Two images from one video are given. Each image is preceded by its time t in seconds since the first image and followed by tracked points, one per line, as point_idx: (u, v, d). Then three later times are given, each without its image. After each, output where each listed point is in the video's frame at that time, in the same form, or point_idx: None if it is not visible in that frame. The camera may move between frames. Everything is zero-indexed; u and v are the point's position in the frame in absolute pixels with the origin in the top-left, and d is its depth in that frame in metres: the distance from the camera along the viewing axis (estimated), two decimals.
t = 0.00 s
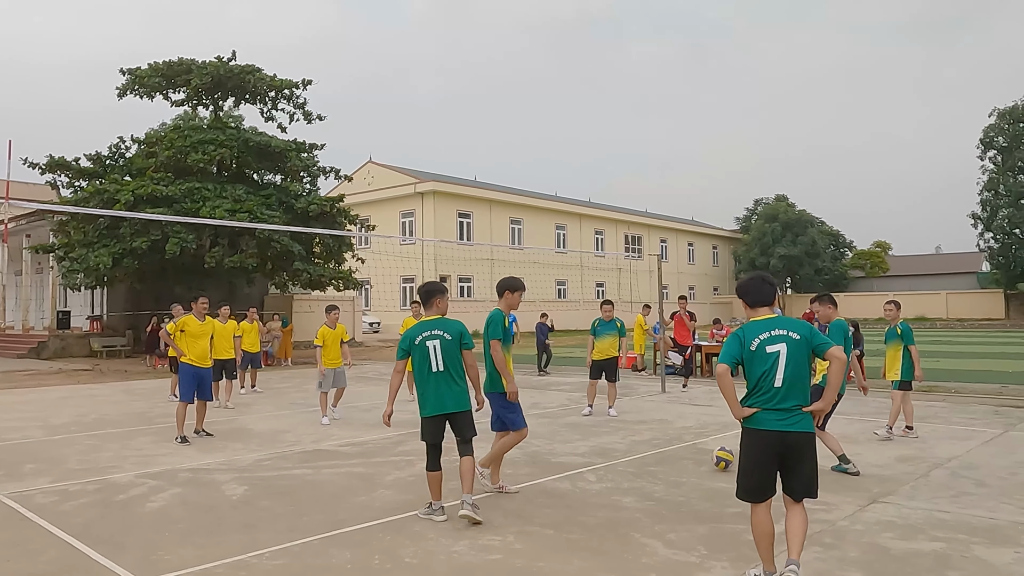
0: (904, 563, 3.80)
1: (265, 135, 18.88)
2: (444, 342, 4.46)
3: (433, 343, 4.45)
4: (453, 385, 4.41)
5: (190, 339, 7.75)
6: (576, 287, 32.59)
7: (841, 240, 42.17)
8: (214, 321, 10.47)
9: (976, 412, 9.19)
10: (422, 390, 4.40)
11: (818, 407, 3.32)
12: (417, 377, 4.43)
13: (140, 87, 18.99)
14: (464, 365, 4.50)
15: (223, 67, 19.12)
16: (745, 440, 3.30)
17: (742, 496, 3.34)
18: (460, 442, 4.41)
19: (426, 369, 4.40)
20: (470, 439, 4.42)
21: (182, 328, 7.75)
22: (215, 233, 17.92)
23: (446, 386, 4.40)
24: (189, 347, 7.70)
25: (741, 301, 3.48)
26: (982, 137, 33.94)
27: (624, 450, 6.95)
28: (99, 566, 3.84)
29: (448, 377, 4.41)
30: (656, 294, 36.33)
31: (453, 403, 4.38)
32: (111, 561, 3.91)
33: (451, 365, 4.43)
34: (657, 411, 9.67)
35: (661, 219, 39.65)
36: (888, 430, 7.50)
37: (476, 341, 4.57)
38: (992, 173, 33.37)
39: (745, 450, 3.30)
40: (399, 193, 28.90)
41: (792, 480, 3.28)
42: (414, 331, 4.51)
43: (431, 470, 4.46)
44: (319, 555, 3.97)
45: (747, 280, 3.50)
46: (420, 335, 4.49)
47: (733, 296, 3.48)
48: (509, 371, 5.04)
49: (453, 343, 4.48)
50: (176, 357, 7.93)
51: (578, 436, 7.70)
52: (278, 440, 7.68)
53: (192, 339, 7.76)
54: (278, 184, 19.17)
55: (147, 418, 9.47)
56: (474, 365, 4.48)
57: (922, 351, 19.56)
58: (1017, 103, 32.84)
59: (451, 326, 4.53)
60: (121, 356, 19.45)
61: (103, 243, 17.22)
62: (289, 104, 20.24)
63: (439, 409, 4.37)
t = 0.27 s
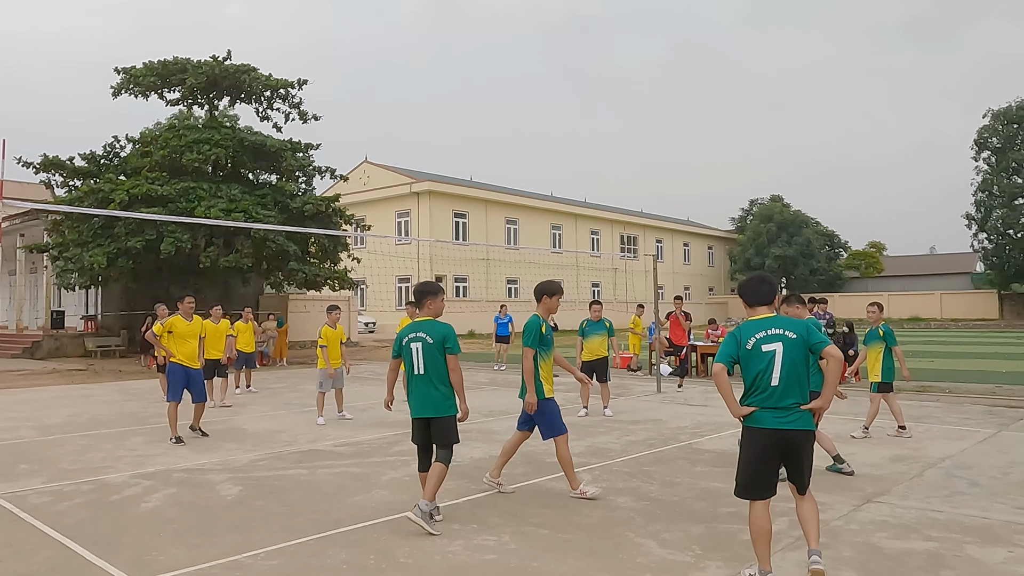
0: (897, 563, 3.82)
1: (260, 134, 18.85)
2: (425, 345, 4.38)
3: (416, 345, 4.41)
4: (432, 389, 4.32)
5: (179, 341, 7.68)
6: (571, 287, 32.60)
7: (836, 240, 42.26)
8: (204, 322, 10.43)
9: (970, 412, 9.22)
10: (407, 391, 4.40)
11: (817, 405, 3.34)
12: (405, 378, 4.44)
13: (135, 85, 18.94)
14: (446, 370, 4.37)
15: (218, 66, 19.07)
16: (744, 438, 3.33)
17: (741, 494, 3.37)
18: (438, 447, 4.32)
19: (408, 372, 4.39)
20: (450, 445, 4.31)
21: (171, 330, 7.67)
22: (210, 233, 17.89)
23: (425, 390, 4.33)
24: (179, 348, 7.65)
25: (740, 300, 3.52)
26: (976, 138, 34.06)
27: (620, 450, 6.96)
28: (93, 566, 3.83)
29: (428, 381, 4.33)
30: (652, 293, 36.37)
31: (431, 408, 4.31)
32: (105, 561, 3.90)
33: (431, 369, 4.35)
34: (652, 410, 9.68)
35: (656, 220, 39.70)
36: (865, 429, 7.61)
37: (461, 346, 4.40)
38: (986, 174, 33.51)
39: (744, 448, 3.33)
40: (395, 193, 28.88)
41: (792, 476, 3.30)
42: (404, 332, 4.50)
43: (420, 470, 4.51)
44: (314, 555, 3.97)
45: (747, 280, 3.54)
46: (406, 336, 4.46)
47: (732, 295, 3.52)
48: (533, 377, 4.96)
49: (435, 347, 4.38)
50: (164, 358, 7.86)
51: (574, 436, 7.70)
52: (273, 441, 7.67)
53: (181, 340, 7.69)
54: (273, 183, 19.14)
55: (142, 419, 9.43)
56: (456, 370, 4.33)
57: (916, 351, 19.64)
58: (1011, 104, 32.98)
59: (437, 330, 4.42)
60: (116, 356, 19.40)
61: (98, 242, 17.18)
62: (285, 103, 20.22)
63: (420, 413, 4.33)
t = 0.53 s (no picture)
0: (894, 563, 3.83)
1: (257, 134, 18.82)
2: (411, 349, 4.28)
3: (404, 347, 4.32)
4: (414, 395, 4.25)
5: (172, 342, 7.67)
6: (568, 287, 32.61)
7: (833, 241, 42.33)
8: (199, 322, 10.41)
9: (966, 412, 9.25)
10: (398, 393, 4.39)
11: (828, 407, 3.36)
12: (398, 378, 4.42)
13: (131, 85, 18.91)
14: (429, 376, 4.25)
15: (214, 66, 19.04)
16: (758, 439, 3.33)
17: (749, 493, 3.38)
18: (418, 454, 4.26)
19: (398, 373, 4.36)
20: (430, 453, 4.24)
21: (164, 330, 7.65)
22: (206, 233, 17.87)
23: (409, 394, 4.28)
24: (172, 350, 7.65)
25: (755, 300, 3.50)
26: (972, 139, 34.18)
27: (617, 450, 6.96)
28: (90, 567, 3.82)
29: (412, 386, 4.26)
30: (648, 294, 36.42)
31: (411, 413, 4.26)
32: (102, 562, 3.89)
33: (414, 374, 4.26)
34: (649, 411, 9.69)
35: (653, 220, 39.76)
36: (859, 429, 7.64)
37: (444, 354, 4.24)
38: (982, 175, 33.63)
39: (756, 449, 3.33)
40: (392, 193, 28.86)
41: (803, 478, 3.31)
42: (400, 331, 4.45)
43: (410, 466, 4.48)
44: (312, 556, 3.97)
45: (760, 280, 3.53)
46: (400, 336, 4.40)
47: (748, 295, 3.50)
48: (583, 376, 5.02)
49: (419, 352, 4.26)
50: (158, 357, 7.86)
51: (571, 436, 7.70)
52: (270, 441, 7.66)
53: (174, 341, 7.69)
54: (270, 184, 19.13)
55: (138, 419, 9.41)
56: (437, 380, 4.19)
57: (912, 351, 19.70)
58: (1006, 105, 33.09)
59: (423, 334, 4.29)
60: (112, 356, 19.35)
61: (94, 242, 17.13)
62: (282, 104, 20.21)
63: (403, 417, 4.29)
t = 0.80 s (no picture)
0: (891, 563, 3.84)
1: (256, 134, 18.81)
2: (402, 350, 4.25)
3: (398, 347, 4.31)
4: (401, 397, 4.22)
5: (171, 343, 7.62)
6: (567, 287, 32.61)
7: (831, 241, 42.32)
8: (199, 321, 10.42)
9: (964, 413, 9.27)
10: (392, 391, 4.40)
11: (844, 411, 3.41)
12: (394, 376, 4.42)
13: (129, 85, 18.90)
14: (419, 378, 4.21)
15: (213, 66, 19.02)
16: (782, 444, 3.32)
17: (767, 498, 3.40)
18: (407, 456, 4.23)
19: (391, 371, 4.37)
20: (418, 455, 4.21)
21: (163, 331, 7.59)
22: (205, 233, 17.86)
23: (399, 395, 4.25)
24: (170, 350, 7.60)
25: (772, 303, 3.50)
26: (970, 140, 34.23)
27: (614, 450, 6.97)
28: (87, 567, 3.82)
29: (404, 387, 4.24)
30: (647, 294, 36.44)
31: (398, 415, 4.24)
32: (100, 562, 3.89)
33: (404, 375, 4.24)
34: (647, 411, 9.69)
35: (652, 220, 39.80)
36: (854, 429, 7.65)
37: (434, 356, 4.16)
38: (980, 175, 33.68)
39: (780, 454, 3.33)
40: (390, 193, 28.86)
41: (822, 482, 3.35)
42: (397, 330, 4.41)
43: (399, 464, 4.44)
44: (309, 556, 3.96)
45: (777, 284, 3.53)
46: (396, 334, 4.38)
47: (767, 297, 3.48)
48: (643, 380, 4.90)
49: (410, 353, 4.23)
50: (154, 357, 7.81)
51: (569, 437, 7.71)
52: (268, 441, 7.65)
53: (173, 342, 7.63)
54: (268, 183, 19.15)
55: (136, 419, 9.39)
56: (424, 383, 4.12)
57: (910, 352, 19.71)
58: (1004, 106, 33.15)
59: (415, 334, 4.24)
60: (111, 356, 19.32)
61: (92, 242, 17.12)
62: (280, 103, 20.19)
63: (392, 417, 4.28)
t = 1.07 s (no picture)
0: (890, 564, 3.84)
1: (255, 135, 18.80)
2: (395, 353, 4.17)
3: (390, 351, 4.22)
4: (397, 401, 4.13)
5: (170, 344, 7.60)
6: (566, 287, 32.63)
7: (830, 243, 42.32)
8: (200, 321, 10.43)
9: (963, 414, 9.28)
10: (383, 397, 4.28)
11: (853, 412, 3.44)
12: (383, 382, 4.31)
13: (129, 85, 18.90)
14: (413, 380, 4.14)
15: (212, 66, 19.02)
16: (797, 444, 3.31)
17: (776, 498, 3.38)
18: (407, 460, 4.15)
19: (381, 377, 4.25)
20: (420, 458, 4.13)
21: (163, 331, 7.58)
22: (204, 234, 17.86)
23: (394, 399, 4.16)
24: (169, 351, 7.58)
25: (787, 303, 3.51)
26: (969, 142, 34.26)
27: (614, 451, 6.98)
28: (87, 567, 3.82)
29: (398, 391, 4.16)
30: (646, 295, 36.46)
31: (394, 420, 4.14)
32: (99, 563, 3.89)
33: (398, 379, 4.15)
34: (646, 412, 9.70)
35: (651, 221, 39.83)
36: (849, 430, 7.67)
37: (429, 358, 4.11)
38: (979, 177, 33.71)
39: (793, 455, 3.32)
40: (390, 194, 28.86)
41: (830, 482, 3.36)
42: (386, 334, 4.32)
43: (386, 477, 4.21)
44: (308, 557, 3.97)
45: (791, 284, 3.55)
46: (384, 339, 4.29)
47: (781, 297, 3.49)
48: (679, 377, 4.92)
49: (404, 356, 4.15)
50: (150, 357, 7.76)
51: (568, 438, 7.71)
52: (268, 442, 7.65)
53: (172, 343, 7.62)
54: (268, 183, 19.18)
55: (135, 419, 9.39)
56: (421, 386, 4.05)
57: (909, 352, 19.73)
58: (1003, 108, 33.19)
59: (408, 337, 4.17)
60: (109, 357, 19.31)
61: (91, 242, 17.11)
62: (280, 104, 20.19)
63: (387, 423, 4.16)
